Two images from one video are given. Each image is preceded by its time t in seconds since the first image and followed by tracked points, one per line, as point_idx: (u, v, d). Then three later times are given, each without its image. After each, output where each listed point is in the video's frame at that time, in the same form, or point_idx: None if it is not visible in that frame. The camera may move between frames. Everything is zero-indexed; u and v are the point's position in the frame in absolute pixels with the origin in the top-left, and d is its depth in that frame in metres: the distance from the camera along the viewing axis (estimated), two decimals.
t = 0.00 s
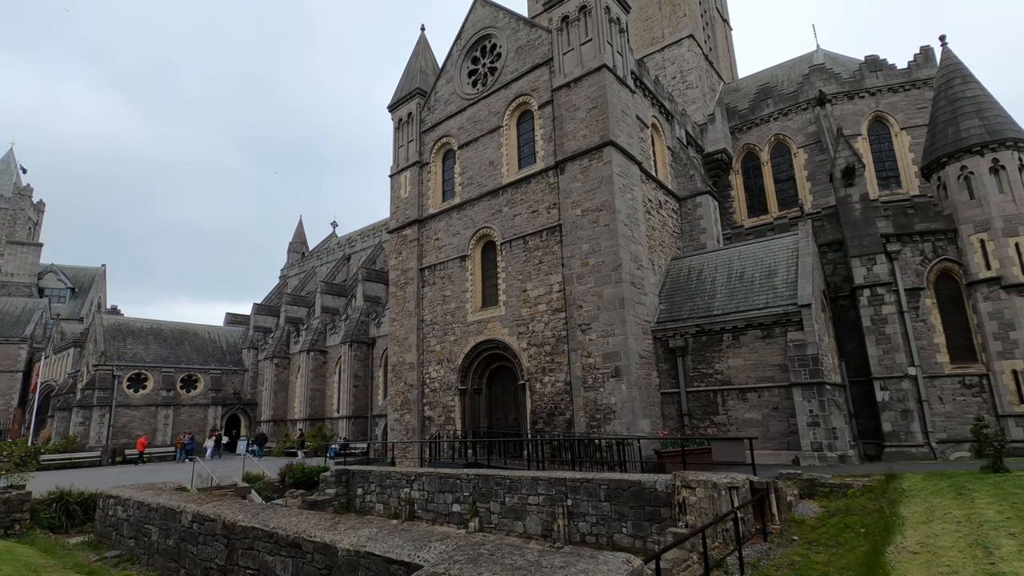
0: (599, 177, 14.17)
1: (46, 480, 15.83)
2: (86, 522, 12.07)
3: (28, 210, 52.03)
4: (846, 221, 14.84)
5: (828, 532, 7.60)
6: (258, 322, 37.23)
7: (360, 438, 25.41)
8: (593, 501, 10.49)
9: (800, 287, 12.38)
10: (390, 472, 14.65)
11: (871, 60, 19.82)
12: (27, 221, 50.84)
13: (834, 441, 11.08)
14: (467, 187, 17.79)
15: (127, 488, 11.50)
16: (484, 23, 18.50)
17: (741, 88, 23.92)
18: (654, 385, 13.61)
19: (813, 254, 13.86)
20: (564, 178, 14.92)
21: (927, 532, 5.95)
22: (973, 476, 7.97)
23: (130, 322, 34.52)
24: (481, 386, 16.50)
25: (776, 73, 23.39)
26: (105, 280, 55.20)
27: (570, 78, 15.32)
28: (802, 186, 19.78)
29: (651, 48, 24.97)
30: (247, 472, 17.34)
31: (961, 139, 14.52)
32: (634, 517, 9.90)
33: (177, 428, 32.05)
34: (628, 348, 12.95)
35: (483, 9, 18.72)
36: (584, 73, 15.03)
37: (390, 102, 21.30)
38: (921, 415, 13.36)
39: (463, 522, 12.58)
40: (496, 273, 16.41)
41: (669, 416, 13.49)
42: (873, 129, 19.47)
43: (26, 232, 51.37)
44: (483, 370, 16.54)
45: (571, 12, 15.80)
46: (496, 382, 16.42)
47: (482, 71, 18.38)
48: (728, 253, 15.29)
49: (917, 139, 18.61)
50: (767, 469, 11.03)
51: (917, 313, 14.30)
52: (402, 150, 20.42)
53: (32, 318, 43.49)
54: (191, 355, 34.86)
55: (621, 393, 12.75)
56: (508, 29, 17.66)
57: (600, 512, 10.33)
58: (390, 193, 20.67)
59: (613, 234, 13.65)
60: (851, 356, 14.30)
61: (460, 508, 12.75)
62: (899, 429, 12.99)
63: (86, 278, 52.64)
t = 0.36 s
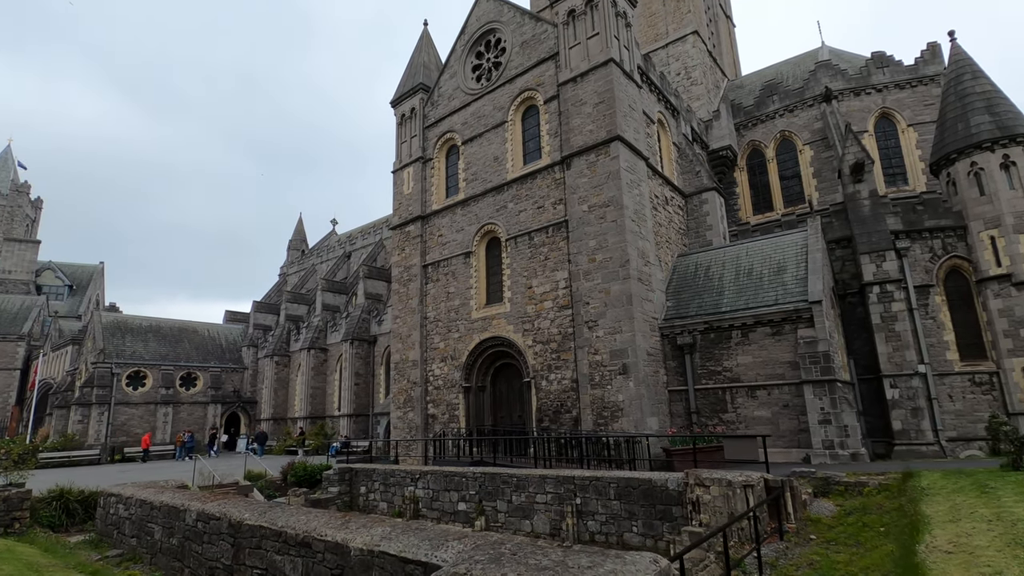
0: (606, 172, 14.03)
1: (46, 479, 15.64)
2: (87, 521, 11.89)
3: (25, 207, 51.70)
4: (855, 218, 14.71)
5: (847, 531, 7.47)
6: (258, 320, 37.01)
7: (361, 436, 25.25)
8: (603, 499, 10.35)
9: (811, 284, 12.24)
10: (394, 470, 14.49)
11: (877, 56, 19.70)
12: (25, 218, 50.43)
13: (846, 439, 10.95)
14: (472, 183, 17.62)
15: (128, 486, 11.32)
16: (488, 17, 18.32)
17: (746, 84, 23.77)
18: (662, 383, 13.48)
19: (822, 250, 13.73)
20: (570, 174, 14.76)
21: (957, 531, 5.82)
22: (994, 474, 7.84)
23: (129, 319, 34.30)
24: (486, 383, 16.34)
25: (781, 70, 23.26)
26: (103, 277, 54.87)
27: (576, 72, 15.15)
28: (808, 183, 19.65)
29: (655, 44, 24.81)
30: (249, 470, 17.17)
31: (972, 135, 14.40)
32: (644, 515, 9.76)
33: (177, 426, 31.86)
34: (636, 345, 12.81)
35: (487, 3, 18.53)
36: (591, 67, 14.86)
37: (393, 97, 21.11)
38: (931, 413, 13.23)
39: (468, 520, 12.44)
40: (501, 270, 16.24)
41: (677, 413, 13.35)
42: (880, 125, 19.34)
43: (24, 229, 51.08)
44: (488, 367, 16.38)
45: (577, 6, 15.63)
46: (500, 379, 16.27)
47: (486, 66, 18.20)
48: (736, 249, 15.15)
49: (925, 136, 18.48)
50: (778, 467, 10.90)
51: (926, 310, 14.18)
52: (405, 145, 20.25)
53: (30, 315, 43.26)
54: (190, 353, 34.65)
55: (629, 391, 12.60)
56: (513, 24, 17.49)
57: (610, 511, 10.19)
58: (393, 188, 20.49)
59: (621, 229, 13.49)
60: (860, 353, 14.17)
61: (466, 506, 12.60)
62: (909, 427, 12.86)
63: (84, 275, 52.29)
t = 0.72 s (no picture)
0: (615, 170, 13.86)
1: (48, 478, 15.48)
2: (89, 521, 11.72)
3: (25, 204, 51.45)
4: (867, 216, 14.53)
5: (868, 535, 7.31)
6: (260, 319, 36.82)
7: (364, 436, 25.08)
8: (614, 501, 10.18)
9: (824, 283, 12.08)
10: (400, 470, 14.31)
11: (886, 54, 19.55)
12: (25, 216, 50.19)
13: (860, 440, 10.79)
14: (477, 180, 17.44)
15: (131, 486, 11.14)
16: (495, 13, 18.13)
17: (752, 82, 23.61)
18: (671, 382, 13.30)
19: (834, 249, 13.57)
20: (578, 171, 14.59)
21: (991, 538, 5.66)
22: (1018, 477, 7.69)
23: (130, 318, 34.12)
24: (492, 383, 16.16)
25: (788, 68, 23.09)
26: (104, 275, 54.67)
27: (585, 69, 14.98)
28: (816, 182, 19.48)
29: (661, 42, 24.64)
30: (252, 470, 16.99)
31: (985, 133, 14.23)
32: (657, 517, 9.60)
33: (178, 425, 31.67)
34: (646, 345, 12.64)
35: None
36: (599, 63, 14.69)
37: (397, 94, 20.93)
38: (944, 414, 13.06)
39: (476, 522, 12.26)
40: (508, 268, 16.07)
41: (687, 414, 13.18)
42: (889, 123, 19.18)
43: (24, 227, 50.88)
44: (494, 366, 16.21)
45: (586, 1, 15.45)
46: (507, 379, 16.09)
47: (492, 62, 18.03)
48: (746, 248, 14.98)
49: (934, 134, 18.31)
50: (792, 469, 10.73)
51: (939, 309, 14.02)
52: (410, 143, 20.08)
53: (30, 314, 43.06)
54: (191, 352, 34.46)
55: (639, 391, 12.44)
56: (520, 20, 17.32)
57: (622, 512, 10.03)
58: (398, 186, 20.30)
59: (630, 227, 13.32)
60: (871, 353, 14.00)
61: (473, 507, 12.42)
62: (922, 428, 12.68)
63: (84, 274, 52.06)
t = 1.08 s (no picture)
0: (621, 166, 13.73)
1: (44, 479, 15.24)
2: (87, 523, 11.50)
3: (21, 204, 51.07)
4: (874, 214, 14.42)
5: (887, 535, 7.16)
6: (258, 319, 36.57)
7: (364, 437, 24.88)
8: (623, 501, 10.04)
9: (833, 280, 11.96)
10: (402, 471, 14.12)
11: (890, 52, 19.48)
12: (21, 216, 49.79)
13: (871, 439, 10.67)
14: (481, 178, 17.28)
15: (131, 487, 10.93)
16: (498, 10, 18.00)
17: (755, 81, 23.53)
18: (678, 381, 13.16)
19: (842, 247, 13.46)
20: (584, 168, 14.45)
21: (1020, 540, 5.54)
22: None
23: (127, 318, 33.84)
24: (495, 382, 16.00)
25: (791, 67, 23.02)
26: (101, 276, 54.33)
27: (590, 65, 14.85)
28: (820, 180, 19.39)
29: (663, 40, 24.55)
30: (252, 471, 16.78)
31: (993, 130, 14.15)
32: (668, 518, 9.45)
33: (175, 426, 31.40)
34: (653, 343, 12.50)
35: None
36: (605, 60, 14.57)
37: (399, 91, 20.77)
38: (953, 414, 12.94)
39: (481, 522, 12.09)
40: (511, 267, 15.91)
41: (694, 413, 13.04)
42: (893, 122, 19.10)
43: (20, 227, 50.50)
44: (498, 365, 16.04)
45: None
46: (510, 378, 15.93)
47: (495, 59, 17.90)
48: (752, 246, 14.85)
49: (939, 133, 18.23)
50: (803, 468, 10.60)
51: (947, 308, 13.92)
52: (412, 141, 19.92)
53: (26, 313, 42.73)
54: (189, 352, 34.18)
55: (646, 390, 12.29)
56: (524, 16, 17.19)
57: (631, 513, 9.89)
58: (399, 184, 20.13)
59: (637, 224, 13.19)
60: (879, 353, 13.89)
61: (478, 508, 12.24)
62: (931, 428, 12.56)
63: (81, 274, 51.68)
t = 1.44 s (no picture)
0: (627, 163, 13.58)
1: (39, 479, 14.98)
2: (83, 523, 11.28)
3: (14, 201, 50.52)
4: (882, 212, 14.30)
5: (906, 536, 7.03)
6: (255, 317, 36.27)
7: (363, 436, 24.67)
8: (631, 502, 9.89)
9: (842, 279, 11.84)
10: (404, 471, 13.93)
11: (895, 51, 19.40)
12: (15, 212, 49.26)
13: (882, 439, 10.56)
14: (483, 175, 17.10)
15: (128, 487, 10.71)
16: (501, 5, 17.81)
17: (758, 79, 23.43)
18: (684, 380, 13.01)
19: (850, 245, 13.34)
20: (589, 165, 14.29)
21: None
22: None
23: (122, 315, 33.50)
24: (498, 381, 15.82)
25: (794, 65, 22.92)
26: (95, 273, 53.82)
27: (595, 60, 14.68)
28: (824, 179, 19.30)
29: (665, 38, 24.40)
30: (251, 470, 16.56)
31: (1000, 129, 14.07)
32: (678, 519, 9.30)
33: (171, 424, 31.10)
34: (660, 342, 12.35)
35: None
36: (610, 55, 14.40)
37: (400, 87, 20.55)
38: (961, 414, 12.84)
39: (485, 523, 11.92)
40: (514, 264, 15.74)
41: (700, 412, 12.89)
42: (897, 121, 19.03)
43: (14, 224, 49.99)
44: (500, 364, 15.86)
45: None
46: (513, 377, 15.77)
47: (498, 55, 17.72)
48: (758, 244, 14.72)
49: (944, 132, 18.15)
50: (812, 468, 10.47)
51: (954, 307, 13.83)
52: (413, 137, 19.71)
53: (20, 311, 42.30)
54: (185, 350, 33.87)
55: (652, 389, 12.14)
56: (527, 11, 17.01)
57: (639, 513, 9.74)
58: (400, 181, 19.93)
59: (643, 222, 13.03)
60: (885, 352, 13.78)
61: (482, 509, 12.07)
62: (939, 428, 12.43)
63: (75, 271, 51.11)
